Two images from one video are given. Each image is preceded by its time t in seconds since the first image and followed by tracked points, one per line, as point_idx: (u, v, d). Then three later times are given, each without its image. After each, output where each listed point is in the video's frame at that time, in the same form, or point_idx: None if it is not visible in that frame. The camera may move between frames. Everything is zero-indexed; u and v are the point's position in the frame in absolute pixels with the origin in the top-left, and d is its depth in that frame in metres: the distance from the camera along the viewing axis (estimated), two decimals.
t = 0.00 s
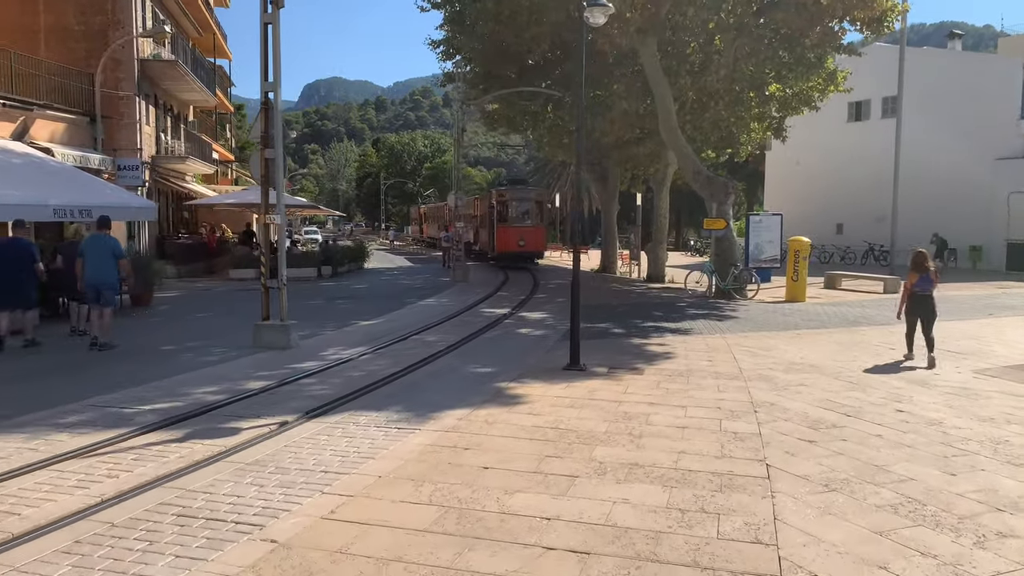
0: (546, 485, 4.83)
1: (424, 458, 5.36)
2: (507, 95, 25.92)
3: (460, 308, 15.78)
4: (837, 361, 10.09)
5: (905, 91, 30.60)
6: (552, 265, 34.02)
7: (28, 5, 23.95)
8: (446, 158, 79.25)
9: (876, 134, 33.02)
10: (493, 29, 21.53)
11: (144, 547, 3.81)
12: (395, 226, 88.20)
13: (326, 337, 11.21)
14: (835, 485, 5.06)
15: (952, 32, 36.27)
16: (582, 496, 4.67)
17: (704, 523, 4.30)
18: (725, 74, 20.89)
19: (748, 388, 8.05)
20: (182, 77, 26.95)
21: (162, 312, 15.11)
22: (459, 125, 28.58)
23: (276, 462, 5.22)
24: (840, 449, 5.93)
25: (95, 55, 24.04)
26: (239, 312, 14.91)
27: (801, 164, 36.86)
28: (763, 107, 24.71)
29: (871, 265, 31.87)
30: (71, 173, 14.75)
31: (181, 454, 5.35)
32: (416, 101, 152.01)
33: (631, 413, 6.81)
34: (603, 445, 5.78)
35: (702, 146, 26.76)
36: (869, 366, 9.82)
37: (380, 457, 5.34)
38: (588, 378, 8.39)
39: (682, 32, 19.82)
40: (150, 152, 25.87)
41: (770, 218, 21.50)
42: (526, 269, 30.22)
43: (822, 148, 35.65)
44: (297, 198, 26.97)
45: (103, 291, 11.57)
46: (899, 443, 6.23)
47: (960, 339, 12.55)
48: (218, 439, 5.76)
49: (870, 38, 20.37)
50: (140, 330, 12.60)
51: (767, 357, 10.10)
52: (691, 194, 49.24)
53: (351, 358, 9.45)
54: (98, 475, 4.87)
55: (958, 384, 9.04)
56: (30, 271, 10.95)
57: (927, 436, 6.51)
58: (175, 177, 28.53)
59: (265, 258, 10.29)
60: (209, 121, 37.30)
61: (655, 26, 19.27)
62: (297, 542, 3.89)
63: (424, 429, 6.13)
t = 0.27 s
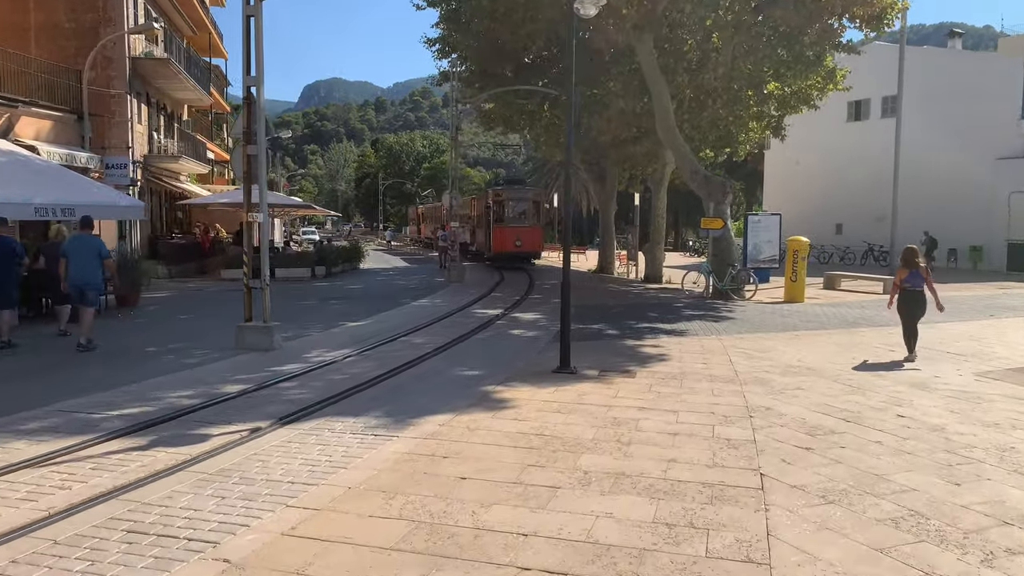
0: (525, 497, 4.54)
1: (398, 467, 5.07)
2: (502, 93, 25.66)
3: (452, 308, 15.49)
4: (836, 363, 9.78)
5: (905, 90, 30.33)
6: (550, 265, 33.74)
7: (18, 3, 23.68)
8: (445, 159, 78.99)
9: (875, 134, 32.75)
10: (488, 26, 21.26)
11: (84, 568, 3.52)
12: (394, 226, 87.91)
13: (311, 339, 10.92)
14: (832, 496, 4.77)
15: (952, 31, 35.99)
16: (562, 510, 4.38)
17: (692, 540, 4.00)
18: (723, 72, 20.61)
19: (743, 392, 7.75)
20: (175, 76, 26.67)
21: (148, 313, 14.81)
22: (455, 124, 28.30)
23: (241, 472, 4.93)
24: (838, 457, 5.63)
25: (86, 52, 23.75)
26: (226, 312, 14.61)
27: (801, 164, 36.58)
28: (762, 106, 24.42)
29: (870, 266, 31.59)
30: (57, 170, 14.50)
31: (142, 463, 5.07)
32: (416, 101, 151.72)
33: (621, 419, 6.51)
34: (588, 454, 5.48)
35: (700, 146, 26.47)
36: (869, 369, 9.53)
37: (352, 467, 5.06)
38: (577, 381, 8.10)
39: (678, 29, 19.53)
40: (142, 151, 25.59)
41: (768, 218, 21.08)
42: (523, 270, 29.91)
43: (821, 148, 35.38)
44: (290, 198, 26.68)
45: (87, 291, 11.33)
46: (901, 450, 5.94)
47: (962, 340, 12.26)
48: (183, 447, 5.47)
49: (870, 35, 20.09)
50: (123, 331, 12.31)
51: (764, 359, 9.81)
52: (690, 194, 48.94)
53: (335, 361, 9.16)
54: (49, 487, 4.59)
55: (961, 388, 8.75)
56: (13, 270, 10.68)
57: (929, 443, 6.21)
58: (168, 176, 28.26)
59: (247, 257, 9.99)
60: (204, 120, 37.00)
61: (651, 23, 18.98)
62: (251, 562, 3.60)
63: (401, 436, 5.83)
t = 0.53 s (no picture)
0: (508, 516, 4.27)
1: (377, 482, 4.80)
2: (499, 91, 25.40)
3: (447, 310, 15.21)
4: (838, 368, 9.51)
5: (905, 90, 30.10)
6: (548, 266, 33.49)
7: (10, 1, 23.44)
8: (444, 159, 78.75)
9: (876, 135, 32.50)
10: (484, 24, 20.99)
11: None
12: (393, 227, 87.67)
13: (299, 342, 10.66)
14: (835, 513, 4.51)
15: (954, 31, 35.71)
16: (548, 529, 4.12)
17: (684, 564, 3.74)
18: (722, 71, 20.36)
19: (742, 399, 7.49)
20: (169, 74, 26.40)
21: (137, 315, 14.56)
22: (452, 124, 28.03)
23: (211, 487, 4.66)
24: (841, 470, 5.36)
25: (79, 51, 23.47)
26: (217, 314, 14.36)
27: (801, 164, 36.37)
28: (762, 105, 24.15)
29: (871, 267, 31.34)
30: (43, 168, 14.25)
31: (107, 477, 4.79)
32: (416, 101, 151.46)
33: (614, 427, 6.25)
34: (578, 467, 5.21)
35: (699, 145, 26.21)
36: (872, 374, 9.26)
37: (328, 481, 4.80)
38: (571, 387, 7.83)
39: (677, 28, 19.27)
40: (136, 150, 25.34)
41: (768, 218, 20.87)
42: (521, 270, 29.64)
43: (822, 148, 35.12)
44: (285, 198, 26.44)
45: (76, 292, 11.11)
46: (907, 462, 5.67)
47: (967, 344, 11.99)
48: (152, 459, 5.20)
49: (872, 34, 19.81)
50: (108, 334, 12.04)
51: (764, 364, 9.53)
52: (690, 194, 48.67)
53: (321, 365, 8.90)
54: (3, 504, 4.31)
55: (967, 394, 8.48)
56: None
57: (936, 454, 5.95)
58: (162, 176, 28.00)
59: (232, 258, 9.75)
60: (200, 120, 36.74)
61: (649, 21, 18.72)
62: None
63: (383, 447, 5.56)
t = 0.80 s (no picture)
0: (490, 535, 3.94)
1: (351, 496, 4.47)
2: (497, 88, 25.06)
3: (442, 310, 14.88)
4: (843, 371, 9.17)
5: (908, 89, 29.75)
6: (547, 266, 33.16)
7: None
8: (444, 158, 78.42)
9: (878, 133, 32.15)
10: (480, 20, 20.66)
11: None
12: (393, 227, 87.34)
13: (286, 344, 10.33)
14: (844, 531, 4.17)
15: (957, 28, 35.33)
16: (532, 550, 3.78)
17: None
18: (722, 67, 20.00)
19: (743, 404, 7.15)
20: (163, 72, 26.08)
21: (124, 315, 14.24)
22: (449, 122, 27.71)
23: (171, 502, 4.33)
24: (849, 482, 5.03)
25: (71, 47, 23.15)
26: (206, 315, 14.03)
27: (802, 162, 36.06)
28: (763, 102, 23.79)
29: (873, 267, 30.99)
30: (29, 166, 13.95)
31: (62, 490, 4.46)
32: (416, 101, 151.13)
33: (608, 435, 5.91)
34: (568, 479, 4.88)
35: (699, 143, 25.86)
36: (878, 378, 8.92)
37: (299, 495, 4.46)
38: (564, 391, 7.49)
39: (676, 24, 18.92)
40: (129, 149, 25.03)
41: (770, 217, 20.52)
42: (519, 270, 29.27)
43: (824, 148, 34.77)
44: (281, 196, 26.12)
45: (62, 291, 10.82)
46: (919, 473, 5.33)
47: (975, 346, 11.66)
48: (113, 470, 4.87)
49: (875, 30, 19.46)
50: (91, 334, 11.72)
51: (765, 367, 9.20)
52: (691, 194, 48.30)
53: (306, 368, 8.57)
54: None
55: (977, 398, 8.14)
56: None
57: (948, 463, 5.61)
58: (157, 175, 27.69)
59: (215, 257, 9.43)
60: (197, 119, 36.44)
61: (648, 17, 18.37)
62: None
63: (361, 457, 5.23)
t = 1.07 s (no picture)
0: (471, 565, 3.65)
1: (325, 520, 4.18)
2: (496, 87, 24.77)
3: (437, 313, 14.58)
4: (848, 378, 8.86)
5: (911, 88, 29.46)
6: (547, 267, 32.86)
7: None
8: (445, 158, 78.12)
9: (881, 133, 31.83)
10: (477, 17, 20.37)
11: None
12: (394, 227, 87.08)
13: (274, 349, 10.04)
14: (852, 559, 3.87)
15: (961, 27, 34.98)
16: None
17: None
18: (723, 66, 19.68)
19: (744, 415, 6.85)
20: (158, 71, 25.79)
21: (113, 317, 13.96)
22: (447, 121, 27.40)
23: (130, 526, 4.03)
24: (856, 502, 4.72)
25: (64, 46, 22.86)
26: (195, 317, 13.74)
27: (804, 162, 35.76)
28: (765, 102, 23.48)
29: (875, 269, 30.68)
30: (17, 166, 13.66)
31: (17, 513, 4.17)
32: (418, 101, 150.91)
33: (601, 449, 5.62)
34: (558, 499, 4.58)
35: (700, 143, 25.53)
36: (886, 385, 8.60)
37: (270, 519, 4.17)
38: (557, 400, 7.19)
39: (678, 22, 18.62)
40: (124, 148, 24.75)
41: (771, 218, 20.19)
42: (518, 271, 28.96)
43: (826, 147, 34.47)
44: (277, 197, 25.84)
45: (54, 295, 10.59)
46: (931, 491, 5.03)
47: (984, 351, 11.33)
48: (73, 490, 4.57)
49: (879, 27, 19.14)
50: (76, 338, 11.43)
51: (767, 374, 8.89)
52: (692, 194, 47.99)
53: (291, 375, 8.27)
54: None
55: (987, 407, 7.84)
56: None
57: (960, 480, 5.30)
58: (152, 174, 27.40)
59: (199, 259, 9.16)
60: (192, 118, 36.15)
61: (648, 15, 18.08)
62: None
63: (340, 475, 4.93)
